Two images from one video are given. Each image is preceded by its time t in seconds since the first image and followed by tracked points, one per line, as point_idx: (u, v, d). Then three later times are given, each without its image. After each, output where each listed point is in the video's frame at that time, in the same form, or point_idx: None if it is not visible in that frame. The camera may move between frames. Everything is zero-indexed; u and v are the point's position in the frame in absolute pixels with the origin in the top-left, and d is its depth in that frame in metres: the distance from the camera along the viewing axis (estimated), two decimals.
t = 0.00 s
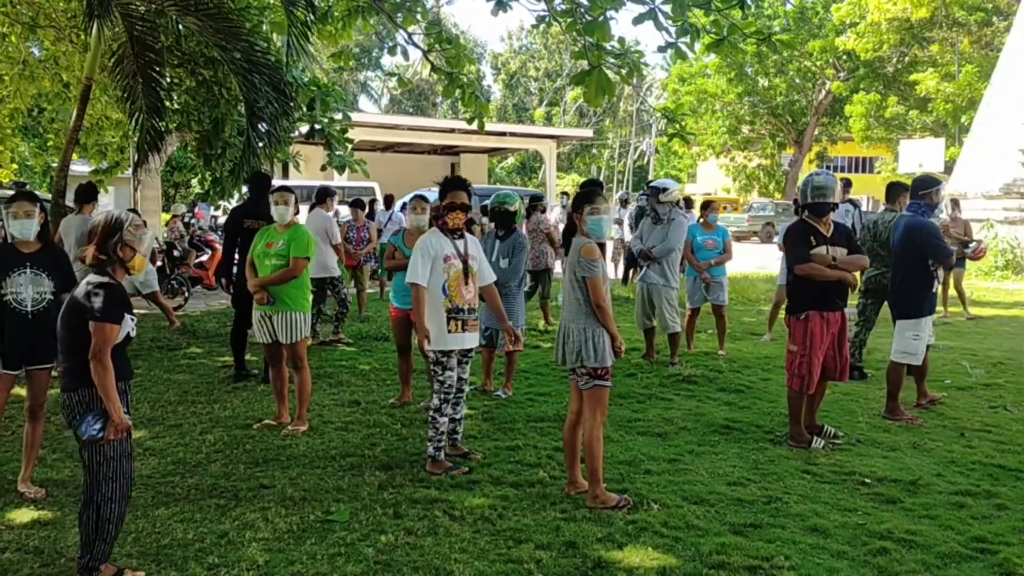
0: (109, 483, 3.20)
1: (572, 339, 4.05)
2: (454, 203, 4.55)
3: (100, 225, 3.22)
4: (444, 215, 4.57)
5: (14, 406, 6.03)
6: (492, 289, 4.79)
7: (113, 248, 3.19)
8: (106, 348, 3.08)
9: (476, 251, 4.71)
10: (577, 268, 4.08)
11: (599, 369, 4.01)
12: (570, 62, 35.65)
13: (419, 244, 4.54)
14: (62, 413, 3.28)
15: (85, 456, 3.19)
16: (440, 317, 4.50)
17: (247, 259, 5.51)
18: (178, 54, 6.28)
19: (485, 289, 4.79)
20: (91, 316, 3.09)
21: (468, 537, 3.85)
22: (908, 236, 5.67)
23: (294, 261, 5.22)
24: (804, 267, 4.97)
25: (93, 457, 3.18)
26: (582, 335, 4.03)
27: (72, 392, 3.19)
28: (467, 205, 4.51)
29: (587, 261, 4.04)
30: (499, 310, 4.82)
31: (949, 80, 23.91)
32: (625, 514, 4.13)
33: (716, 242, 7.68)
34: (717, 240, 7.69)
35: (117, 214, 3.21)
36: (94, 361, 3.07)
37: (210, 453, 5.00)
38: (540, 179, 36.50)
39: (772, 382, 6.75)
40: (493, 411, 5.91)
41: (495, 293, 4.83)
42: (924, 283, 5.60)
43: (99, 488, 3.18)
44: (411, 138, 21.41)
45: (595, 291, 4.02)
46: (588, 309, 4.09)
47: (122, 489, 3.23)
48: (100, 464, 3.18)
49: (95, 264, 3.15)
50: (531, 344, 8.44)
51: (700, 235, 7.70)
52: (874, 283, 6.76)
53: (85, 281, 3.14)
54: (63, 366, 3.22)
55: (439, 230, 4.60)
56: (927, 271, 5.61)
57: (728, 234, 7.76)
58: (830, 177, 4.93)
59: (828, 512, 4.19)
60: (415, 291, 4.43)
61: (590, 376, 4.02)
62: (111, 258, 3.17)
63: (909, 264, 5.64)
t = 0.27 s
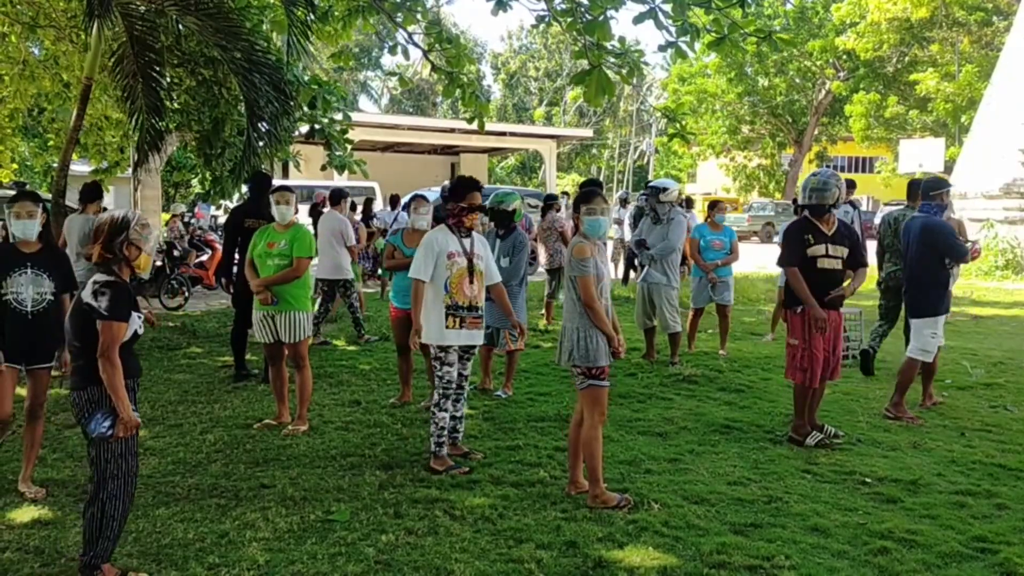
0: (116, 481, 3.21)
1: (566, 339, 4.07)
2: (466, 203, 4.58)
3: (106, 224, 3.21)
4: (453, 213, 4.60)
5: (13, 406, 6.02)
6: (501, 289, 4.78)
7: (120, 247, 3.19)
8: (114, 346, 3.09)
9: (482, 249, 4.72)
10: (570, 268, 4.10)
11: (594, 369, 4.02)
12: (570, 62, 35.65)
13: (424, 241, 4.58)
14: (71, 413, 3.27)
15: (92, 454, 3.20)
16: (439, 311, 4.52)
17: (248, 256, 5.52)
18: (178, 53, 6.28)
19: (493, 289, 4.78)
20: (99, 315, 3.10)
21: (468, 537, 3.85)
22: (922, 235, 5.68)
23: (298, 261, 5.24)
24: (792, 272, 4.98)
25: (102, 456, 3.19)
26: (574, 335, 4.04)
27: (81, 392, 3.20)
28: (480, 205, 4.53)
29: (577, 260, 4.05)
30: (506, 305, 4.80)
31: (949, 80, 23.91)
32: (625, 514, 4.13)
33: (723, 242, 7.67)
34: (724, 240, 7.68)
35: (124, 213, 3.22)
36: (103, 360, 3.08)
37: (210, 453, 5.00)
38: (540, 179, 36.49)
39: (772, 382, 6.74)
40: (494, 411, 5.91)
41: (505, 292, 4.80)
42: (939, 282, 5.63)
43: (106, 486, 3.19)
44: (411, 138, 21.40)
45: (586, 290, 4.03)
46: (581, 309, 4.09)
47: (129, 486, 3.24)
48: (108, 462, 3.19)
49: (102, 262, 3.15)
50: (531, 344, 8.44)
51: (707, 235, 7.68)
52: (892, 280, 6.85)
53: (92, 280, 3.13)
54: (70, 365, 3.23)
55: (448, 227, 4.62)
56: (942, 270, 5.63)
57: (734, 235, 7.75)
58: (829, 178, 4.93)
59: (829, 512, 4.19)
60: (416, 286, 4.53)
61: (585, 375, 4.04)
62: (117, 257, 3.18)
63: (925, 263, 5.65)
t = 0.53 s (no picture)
0: (118, 480, 3.21)
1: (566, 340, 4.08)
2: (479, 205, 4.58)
3: (114, 225, 3.19)
4: (461, 213, 4.61)
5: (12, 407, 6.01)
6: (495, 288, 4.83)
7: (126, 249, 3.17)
8: (119, 346, 3.09)
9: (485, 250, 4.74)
10: (568, 268, 4.09)
11: (595, 370, 4.01)
12: (570, 61, 35.65)
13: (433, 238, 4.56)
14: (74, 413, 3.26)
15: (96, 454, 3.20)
16: (446, 310, 4.50)
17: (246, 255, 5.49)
18: (177, 53, 6.28)
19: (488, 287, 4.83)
20: (103, 315, 3.09)
21: (468, 537, 3.85)
22: (934, 229, 5.97)
23: (300, 261, 5.25)
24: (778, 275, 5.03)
25: (106, 455, 3.19)
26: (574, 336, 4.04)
27: (86, 391, 3.19)
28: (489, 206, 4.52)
29: (574, 260, 4.04)
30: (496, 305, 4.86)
31: (949, 80, 23.92)
32: (626, 513, 4.12)
33: (729, 243, 7.69)
34: (729, 241, 7.70)
35: (132, 215, 3.20)
36: (108, 360, 3.08)
37: (210, 453, 4.99)
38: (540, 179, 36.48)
39: (772, 381, 6.74)
40: (494, 411, 5.91)
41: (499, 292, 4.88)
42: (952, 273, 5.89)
43: (109, 486, 3.20)
44: (410, 138, 21.39)
45: (584, 290, 4.02)
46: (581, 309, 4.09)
47: (131, 485, 3.25)
48: (112, 461, 3.20)
49: (108, 262, 3.14)
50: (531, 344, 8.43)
51: (713, 235, 7.70)
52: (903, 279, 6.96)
53: (97, 280, 3.12)
54: (74, 364, 3.22)
55: (455, 225, 4.60)
56: (955, 262, 5.90)
57: (739, 235, 7.76)
58: (834, 177, 4.94)
59: (829, 511, 4.18)
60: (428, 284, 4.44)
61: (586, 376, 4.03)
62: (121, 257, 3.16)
63: (937, 255, 5.92)
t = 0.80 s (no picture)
0: (116, 480, 3.21)
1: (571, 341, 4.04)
2: (476, 203, 4.58)
3: (112, 225, 3.17)
4: (459, 211, 4.59)
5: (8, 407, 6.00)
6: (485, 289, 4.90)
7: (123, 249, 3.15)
8: (118, 346, 3.08)
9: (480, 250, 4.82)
10: (573, 268, 4.05)
11: (597, 369, 4.01)
12: (567, 61, 35.67)
13: (437, 235, 4.50)
14: (72, 414, 3.24)
15: (95, 454, 3.19)
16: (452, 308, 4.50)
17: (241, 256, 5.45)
18: (173, 52, 6.27)
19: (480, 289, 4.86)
20: (102, 315, 3.08)
21: (466, 536, 3.85)
22: (945, 225, 6.02)
23: (298, 260, 5.25)
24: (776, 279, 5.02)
25: (105, 454, 3.18)
26: (578, 336, 4.02)
27: (83, 391, 3.18)
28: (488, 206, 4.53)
29: (583, 261, 3.99)
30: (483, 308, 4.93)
31: (945, 79, 23.99)
32: (623, 513, 4.13)
33: (726, 242, 7.67)
34: (726, 239, 7.68)
35: (133, 216, 3.19)
36: (108, 360, 3.08)
37: (206, 453, 4.98)
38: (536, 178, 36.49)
39: (769, 380, 6.75)
40: (491, 410, 5.90)
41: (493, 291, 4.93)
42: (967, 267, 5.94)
43: (108, 484, 3.19)
44: (407, 138, 21.38)
45: (591, 291, 3.99)
46: (585, 309, 4.06)
47: (127, 485, 3.24)
48: (109, 461, 3.19)
49: (107, 262, 3.12)
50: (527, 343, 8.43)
51: (710, 233, 7.68)
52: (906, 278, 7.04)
53: (95, 281, 3.10)
54: (71, 365, 3.21)
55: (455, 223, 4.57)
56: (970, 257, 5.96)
57: (737, 234, 7.74)
58: (837, 175, 4.96)
59: (826, 510, 4.19)
60: (439, 282, 4.40)
61: (589, 376, 4.03)
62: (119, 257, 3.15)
63: (950, 252, 5.96)
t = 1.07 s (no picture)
0: (115, 482, 3.21)
1: (573, 341, 4.03)
2: (469, 202, 4.61)
3: (109, 228, 3.13)
4: (452, 211, 4.61)
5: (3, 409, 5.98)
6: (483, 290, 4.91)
7: (123, 252, 3.13)
8: (121, 348, 3.10)
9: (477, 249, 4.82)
10: (576, 268, 4.06)
11: (598, 369, 4.02)
12: (562, 61, 35.67)
13: (431, 235, 4.48)
14: (70, 417, 3.23)
15: (94, 457, 3.19)
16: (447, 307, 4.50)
17: (235, 257, 5.42)
18: (168, 53, 6.26)
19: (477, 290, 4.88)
20: (104, 317, 3.09)
21: (463, 537, 3.85)
22: (966, 223, 6.14)
23: (294, 260, 5.25)
24: (795, 279, 4.94)
25: (106, 456, 3.19)
26: (581, 336, 4.02)
27: (84, 394, 3.18)
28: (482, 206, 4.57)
29: (587, 260, 4.00)
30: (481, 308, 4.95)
31: (940, 78, 24.05)
32: (620, 512, 4.13)
33: (719, 240, 7.68)
34: (720, 238, 7.68)
35: (129, 217, 3.14)
36: (110, 362, 3.09)
37: (202, 455, 4.97)
38: (532, 178, 36.48)
39: (765, 379, 6.75)
40: (488, 410, 5.90)
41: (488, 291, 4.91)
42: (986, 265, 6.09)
43: (108, 486, 3.20)
44: (403, 138, 21.36)
45: (595, 290, 4.00)
46: (586, 309, 4.06)
47: (126, 486, 3.25)
48: (108, 463, 3.19)
49: (105, 264, 3.10)
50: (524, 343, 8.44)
51: (703, 232, 7.69)
52: (907, 273, 7.24)
53: (95, 283, 3.10)
54: (71, 368, 3.20)
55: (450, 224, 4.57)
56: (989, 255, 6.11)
57: (731, 233, 7.73)
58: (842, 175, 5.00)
59: (823, 509, 4.19)
60: (433, 283, 4.40)
61: (591, 377, 4.03)
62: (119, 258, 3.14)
63: (975, 253, 6.07)
